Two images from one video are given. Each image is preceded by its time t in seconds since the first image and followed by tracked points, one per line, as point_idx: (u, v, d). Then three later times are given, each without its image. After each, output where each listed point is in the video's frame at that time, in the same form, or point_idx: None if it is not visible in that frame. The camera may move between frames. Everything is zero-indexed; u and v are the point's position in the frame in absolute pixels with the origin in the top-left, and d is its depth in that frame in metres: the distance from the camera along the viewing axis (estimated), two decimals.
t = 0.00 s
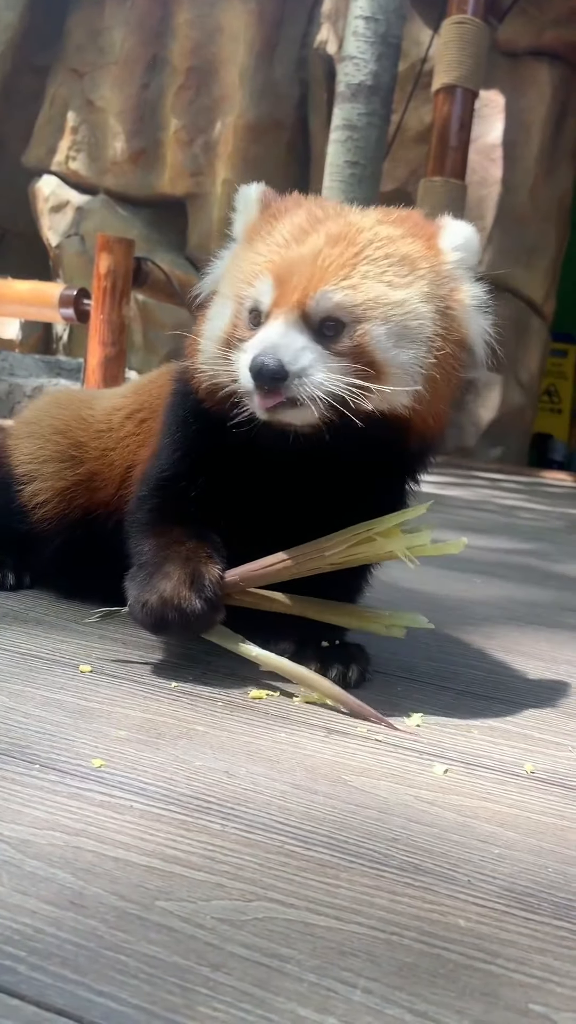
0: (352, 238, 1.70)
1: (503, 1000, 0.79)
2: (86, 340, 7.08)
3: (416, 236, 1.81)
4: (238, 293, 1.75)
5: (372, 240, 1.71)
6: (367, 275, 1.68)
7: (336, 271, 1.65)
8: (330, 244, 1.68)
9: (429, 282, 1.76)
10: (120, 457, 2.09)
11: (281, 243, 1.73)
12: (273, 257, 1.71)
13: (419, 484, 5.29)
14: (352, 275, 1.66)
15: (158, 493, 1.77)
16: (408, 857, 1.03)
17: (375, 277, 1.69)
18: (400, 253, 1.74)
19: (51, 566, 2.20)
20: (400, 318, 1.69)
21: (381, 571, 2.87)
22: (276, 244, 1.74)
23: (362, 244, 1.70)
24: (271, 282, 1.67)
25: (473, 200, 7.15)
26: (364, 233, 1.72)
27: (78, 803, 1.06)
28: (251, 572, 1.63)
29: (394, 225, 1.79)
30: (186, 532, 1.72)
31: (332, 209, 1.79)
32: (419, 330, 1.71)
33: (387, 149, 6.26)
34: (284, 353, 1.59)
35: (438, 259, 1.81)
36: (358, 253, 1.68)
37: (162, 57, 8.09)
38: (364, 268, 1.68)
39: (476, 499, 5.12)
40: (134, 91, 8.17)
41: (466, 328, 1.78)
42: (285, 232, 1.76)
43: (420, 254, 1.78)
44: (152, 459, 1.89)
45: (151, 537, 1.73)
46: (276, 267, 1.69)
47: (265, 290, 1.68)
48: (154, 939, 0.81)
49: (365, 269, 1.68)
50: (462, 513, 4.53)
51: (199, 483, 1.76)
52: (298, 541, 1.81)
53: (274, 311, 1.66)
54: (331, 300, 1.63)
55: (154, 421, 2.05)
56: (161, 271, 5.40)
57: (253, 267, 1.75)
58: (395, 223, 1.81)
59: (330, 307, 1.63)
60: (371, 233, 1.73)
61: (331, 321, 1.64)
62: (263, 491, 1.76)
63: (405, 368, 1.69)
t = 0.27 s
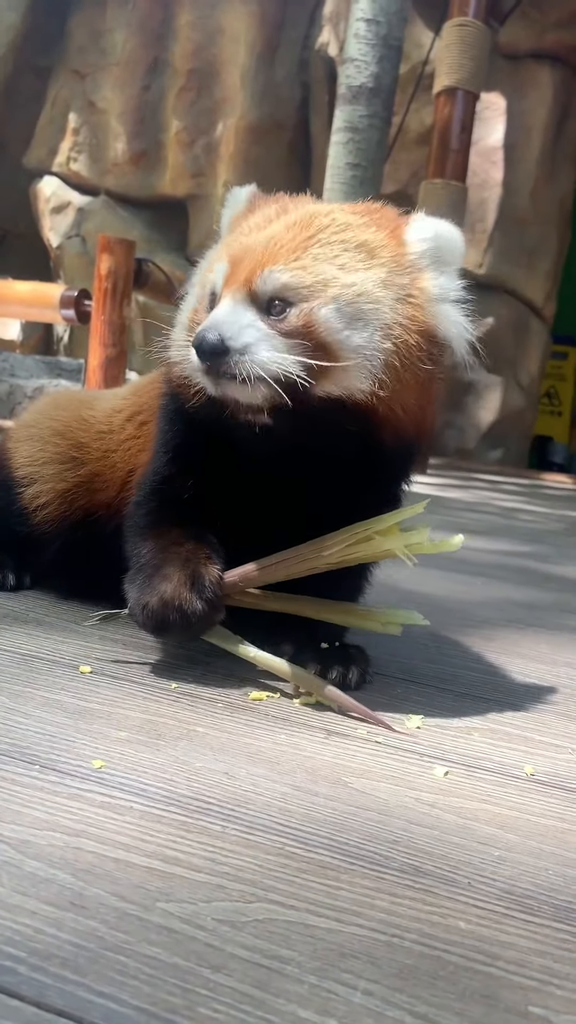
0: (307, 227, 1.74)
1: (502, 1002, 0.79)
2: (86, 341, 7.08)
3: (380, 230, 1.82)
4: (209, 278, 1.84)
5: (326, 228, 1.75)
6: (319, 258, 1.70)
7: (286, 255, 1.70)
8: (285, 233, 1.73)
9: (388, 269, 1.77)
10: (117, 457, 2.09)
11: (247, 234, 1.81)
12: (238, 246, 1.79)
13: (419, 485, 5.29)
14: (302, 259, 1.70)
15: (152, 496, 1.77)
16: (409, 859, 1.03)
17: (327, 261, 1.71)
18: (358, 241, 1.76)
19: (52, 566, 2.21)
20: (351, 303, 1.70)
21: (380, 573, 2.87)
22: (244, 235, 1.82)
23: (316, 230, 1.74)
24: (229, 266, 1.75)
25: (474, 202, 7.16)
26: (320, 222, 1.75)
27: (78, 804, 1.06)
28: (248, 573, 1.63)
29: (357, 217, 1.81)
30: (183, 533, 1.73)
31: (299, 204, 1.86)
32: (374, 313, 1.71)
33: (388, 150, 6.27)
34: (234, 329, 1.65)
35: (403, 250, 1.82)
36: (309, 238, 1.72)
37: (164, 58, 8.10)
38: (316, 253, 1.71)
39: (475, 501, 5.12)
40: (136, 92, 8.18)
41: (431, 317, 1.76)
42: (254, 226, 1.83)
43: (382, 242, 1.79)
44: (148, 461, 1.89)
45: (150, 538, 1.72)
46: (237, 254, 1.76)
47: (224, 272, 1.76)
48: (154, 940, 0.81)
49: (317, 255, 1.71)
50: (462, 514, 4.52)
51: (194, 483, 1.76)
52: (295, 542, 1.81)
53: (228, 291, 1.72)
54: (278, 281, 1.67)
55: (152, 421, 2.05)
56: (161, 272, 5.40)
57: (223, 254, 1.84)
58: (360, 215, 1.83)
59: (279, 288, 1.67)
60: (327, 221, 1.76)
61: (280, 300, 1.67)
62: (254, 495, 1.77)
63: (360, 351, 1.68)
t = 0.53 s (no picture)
0: (287, 237, 1.73)
1: (501, 1008, 0.79)
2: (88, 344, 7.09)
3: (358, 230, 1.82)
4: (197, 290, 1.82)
5: (308, 237, 1.73)
6: (305, 271, 1.70)
7: (274, 272, 1.69)
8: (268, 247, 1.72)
9: (375, 270, 1.77)
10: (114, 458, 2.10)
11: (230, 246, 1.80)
12: (221, 259, 1.78)
13: (419, 490, 5.29)
14: (288, 274, 1.69)
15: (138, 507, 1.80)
16: (409, 864, 1.03)
17: (313, 273, 1.70)
18: (341, 243, 1.76)
19: (51, 568, 2.21)
20: (342, 310, 1.69)
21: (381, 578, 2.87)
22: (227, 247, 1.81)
23: (299, 236, 1.73)
24: (219, 283, 1.74)
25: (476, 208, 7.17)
26: (300, 230, 1.74)
27: (79, 807, 1.06)
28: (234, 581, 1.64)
29: (337, 220, 1.80)
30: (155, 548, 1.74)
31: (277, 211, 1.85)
32: (364, 320, 1.70)
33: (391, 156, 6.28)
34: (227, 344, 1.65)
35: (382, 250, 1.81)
36: (293, 246, 1.71)
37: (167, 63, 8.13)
38: (301, 265, 1.70)
39: (476, 506, 5.12)
40: (140, 97, 8.20)
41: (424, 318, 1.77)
42: (236, 236, 1.82)
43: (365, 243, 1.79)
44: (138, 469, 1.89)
45: (125, 553, 1.75)
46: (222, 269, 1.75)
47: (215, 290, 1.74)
48: (154, 943, 0.81)
49: (302, 267, 1.70)
50: (463, 520, 4.52)
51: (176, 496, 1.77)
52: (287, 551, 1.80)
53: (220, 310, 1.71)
54: (270, 299, 1.67)
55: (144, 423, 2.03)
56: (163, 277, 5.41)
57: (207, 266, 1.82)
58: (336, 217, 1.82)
59: (271, 305, 1.67)
60: (308, 228, 1.75)
61: (274, 316, 1.68)
62: (236, 505, 1.77)
63: (354, 359, 1.69)
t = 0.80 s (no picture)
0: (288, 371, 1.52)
1: (505, 1015, 0.79)
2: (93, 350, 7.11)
3: (350, 334, 1.63)
4: (184, 411, 1.59)
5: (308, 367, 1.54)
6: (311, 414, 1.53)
7: (283, 425, 1.51)
8: (269, 389, 1.50)
9: (374, 383, 1.63)
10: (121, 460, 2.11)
11: (217, 369, 1.55)
12: (212, 388, 1.54)
13: (422, 497, 5.30)
14: (298, 422, 1.52)
15: (131, 502, 1.82)
16: (413, 871, 1.04)
17: (321, 413, 1.54)
18: (340, 366, 1.57)
19: (56, 574, 2.21)
20: (352, 438, 1.60)
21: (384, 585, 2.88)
22: (214, 366, 1.56)
23: (296, 374, 1.52)
24: (220, 430, 1.52)
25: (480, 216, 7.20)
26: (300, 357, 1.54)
27: (84, 812, 1.06)
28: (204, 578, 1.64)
29: (329, 325, 1.61)
30: (132, 534, 1.77)
31: (259, 313, 1.59)
32: (370, 440, 1.63)
33: (395, 164, 6.30)
34: (246, 495, 1.56)
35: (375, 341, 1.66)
36: (293, 393, 1.51)
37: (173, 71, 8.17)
38: (308, 407, 1.53)
39: (479, 515, 5.12)
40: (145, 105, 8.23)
41: (415, 381, 1.72)
42: (220, 351, 1.56)
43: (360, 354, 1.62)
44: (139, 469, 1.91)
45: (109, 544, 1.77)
46: (217, 411, 1.52)
47: (217, 438, 1.53)
48: (159, 948, 0.81)
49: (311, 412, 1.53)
50: (466, 528, 4.52)
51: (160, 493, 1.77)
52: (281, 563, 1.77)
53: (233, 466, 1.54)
54: (284, 455, 1.53)
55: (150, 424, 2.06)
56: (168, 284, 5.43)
57: (192, 389, 1.57)
58: (325, 321, 1.61)
59: (284, 460, 1.54)
60: (308, 354, 1.54)
61: (289, 467, 1.55)
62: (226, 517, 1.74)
63: (360, 473, 1.64)
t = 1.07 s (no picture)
0: (317, 456, 1.51)
1: None
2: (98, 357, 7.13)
3: (361, 400, 1.63)
4: (217, 516, 1.56)
5: (334, 447, 1.53)
6: (350, 487, 1.54)
7: (326, 506, 1.51)
8: (305, 479, 1.49)
9: (389, 437, 1.65)
10: (113, 463, 2.08)
11: (243, 472, 1.51)
12: (245, 492, 1.51)
13: (427, 504, 5.29)
14: (340, 498, 1.52)
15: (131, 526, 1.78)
16: (415, 879, 1.04)
17: (357, 484, 1.55)
18: (361, 435, 1.58)
19: (58, 576, 2.22)
20: (388, 490, 1.64)
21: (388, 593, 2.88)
22: (239, 469, 1.52)
23: (325, 458, 1.51)
24: (267, 530, 1.50)
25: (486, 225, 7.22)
26: (324, 440, 1.52)
27: (86, 818, 1.06)
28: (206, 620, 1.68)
29: (341, 396, 1.60)
30: (143, 568, 1.73)
31: (271, 407, 1.54)
32: (401, 485, 1.67)
33: (401, 173, 6.31)
34: (305, 576, 1.57)
35: (382, 400, 1.67)
36: (326, 476, 1.51)
37: (180, 79, 8.21)
38: (345, 482, 1.53)
39: (483, 522, 5.12)
40: (152, 112, 8.27)
41: (420, 416, 1.77)
42: (242, 452, 1.52)
43: (373, 414, 1.63)
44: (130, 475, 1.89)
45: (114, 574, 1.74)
46: (258, 514, 1.50)
47: (266, 536, 1.51)
48: (160, 955, 0.81)
49: (351, 485, 1.54)
50: (470, 536, 4.51)
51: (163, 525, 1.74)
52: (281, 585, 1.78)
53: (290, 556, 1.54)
54: (334, 529, 1.54)
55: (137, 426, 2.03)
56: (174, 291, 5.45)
57: (220, 494, 1.53)
58: (334, 395, 1.59)
59: (334, 533, 1.54)
60: (332, 434, 1.53)
61: (339, 534, 1.57)
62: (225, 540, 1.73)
63: (397, 515, 1.69)
